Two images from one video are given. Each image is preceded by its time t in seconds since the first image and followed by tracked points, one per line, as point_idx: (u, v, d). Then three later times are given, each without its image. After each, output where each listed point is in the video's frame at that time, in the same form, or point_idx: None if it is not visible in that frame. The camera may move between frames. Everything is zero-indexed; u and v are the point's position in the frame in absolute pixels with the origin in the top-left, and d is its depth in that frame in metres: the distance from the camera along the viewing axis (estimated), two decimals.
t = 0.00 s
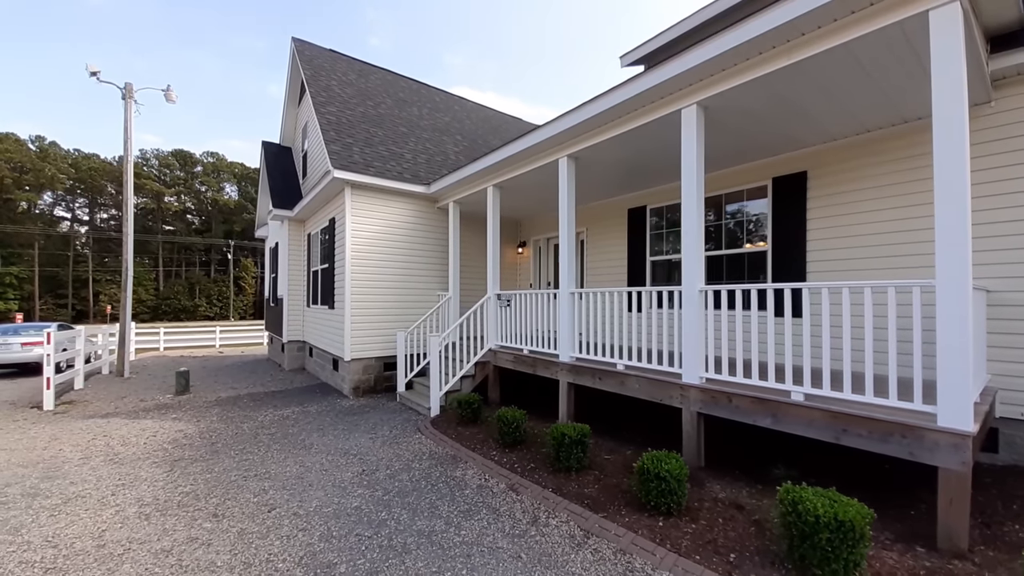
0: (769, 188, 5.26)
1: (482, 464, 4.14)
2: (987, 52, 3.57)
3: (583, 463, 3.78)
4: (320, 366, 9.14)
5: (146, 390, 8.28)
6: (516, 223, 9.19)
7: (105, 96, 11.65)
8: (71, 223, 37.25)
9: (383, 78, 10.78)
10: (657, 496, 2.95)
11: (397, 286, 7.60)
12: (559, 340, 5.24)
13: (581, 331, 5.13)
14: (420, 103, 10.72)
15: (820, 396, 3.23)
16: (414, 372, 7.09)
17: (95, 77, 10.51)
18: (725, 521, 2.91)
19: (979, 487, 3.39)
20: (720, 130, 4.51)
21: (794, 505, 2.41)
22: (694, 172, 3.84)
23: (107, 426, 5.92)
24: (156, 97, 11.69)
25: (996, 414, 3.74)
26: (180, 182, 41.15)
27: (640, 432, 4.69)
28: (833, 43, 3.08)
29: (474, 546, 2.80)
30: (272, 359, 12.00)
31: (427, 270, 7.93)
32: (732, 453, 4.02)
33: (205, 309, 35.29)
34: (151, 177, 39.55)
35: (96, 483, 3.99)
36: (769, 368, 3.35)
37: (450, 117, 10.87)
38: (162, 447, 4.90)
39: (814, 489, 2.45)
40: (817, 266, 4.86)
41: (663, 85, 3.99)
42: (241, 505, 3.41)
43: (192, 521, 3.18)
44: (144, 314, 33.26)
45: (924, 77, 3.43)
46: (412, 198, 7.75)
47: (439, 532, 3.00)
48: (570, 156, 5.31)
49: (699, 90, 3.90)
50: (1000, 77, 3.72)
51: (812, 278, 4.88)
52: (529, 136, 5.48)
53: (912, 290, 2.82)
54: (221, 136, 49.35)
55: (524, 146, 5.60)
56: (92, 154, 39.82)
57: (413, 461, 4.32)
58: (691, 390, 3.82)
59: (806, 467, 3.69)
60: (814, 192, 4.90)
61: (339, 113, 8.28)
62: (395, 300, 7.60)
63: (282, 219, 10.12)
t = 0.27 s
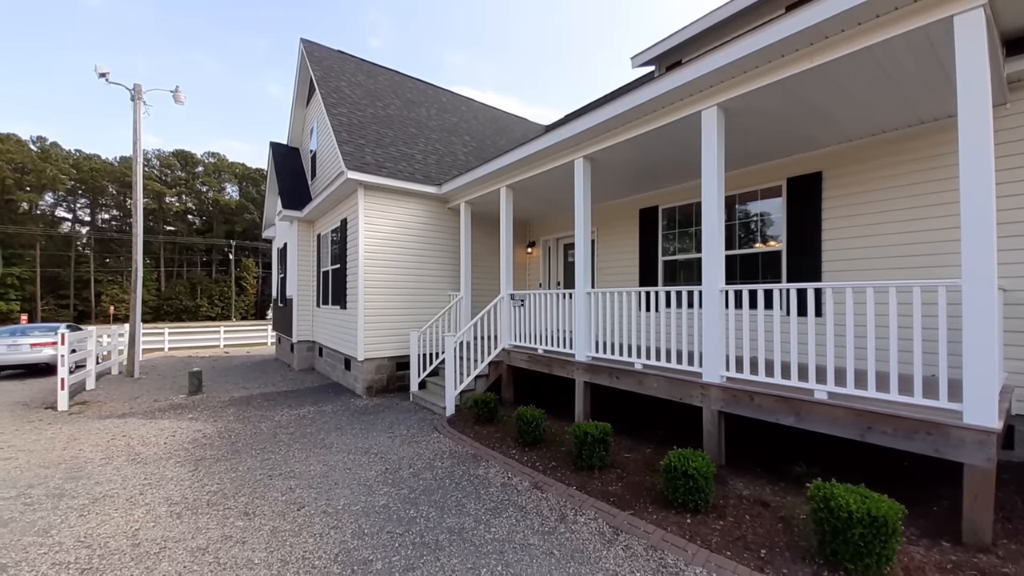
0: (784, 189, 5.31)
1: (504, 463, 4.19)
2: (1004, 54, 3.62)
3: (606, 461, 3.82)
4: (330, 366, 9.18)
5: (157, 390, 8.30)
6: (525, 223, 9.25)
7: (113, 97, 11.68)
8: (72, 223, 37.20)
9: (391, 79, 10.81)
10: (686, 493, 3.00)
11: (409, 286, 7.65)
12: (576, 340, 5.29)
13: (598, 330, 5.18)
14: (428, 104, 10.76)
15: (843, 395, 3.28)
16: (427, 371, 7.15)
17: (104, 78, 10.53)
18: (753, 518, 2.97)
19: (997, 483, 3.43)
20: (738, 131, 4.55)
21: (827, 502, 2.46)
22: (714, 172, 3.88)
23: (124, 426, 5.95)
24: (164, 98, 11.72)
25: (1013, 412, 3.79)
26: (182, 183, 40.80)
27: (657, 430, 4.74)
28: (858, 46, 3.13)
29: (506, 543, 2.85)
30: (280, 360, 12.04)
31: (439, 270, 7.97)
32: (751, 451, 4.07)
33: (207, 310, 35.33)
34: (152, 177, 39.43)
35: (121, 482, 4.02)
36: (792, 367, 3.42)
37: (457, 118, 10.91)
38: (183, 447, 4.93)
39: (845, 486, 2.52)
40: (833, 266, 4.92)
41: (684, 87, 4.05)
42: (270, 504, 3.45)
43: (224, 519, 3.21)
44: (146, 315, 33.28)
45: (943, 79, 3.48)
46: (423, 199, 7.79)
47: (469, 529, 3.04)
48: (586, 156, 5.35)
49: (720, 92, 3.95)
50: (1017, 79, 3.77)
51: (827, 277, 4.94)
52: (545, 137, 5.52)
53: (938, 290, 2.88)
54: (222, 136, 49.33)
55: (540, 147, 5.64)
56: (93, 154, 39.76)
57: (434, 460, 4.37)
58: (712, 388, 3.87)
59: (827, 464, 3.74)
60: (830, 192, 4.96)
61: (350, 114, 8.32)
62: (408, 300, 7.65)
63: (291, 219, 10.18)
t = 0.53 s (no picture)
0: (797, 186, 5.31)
1: (520, 461, 4.17)
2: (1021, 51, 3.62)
3: (623, 459, 3.81)
4: (337, 365, 9.17)
5: (164, 390, 8.28)
6: (531, 222, 9.25)
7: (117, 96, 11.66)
8: (72, 223, 37.10)
9: (396, 77, 10.80)
10: (709, 490, 2.99)
11: (417, 285, 7.65)
12: (588, 337, 5.28)
13: (610, 328, 5.18)
14: (433, 102, 10.75)
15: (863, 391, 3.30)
16: (435, 370, 7.14)
17: (109, 77, 10.50)
18: (776, 515, 2.97)
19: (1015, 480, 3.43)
20: (752, 128, 4.55)
21: (856, 497, 2.47)
22: (730, 169, 3.88)
23: (134, 425, 5.93)
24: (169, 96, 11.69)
25: None
26: (181, 182, 40.84)
27: (670, 428, 4.74)
28: (878, 43, 3.12)
29: (529, 540, 2.84)
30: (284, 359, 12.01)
31: (446, 268, 7.97)
32: (767, 448, 4.06)
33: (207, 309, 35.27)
34: (152, 177, 39.30)
35: (136, 480, 4.00)
36: (812, 363, 3.42)
37: (463, 116, 10.90)
38: (195, 446, 4.92)
39: (871, 482, 2.54)
40: (846, 263, 4.91)
41: (700, 84, 4.04)
42: (288, 502, 3.44)
43: (243, 517, 3.20)
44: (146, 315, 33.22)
45: (962, 76, 3.48)
46: (431, 197, 7.79)
47: (490, 527, 3.03)
48: (598, 154, 5.33)
49: (735, 90, 3.94)
50: None
51: (840, 275, 4.93)
52: (556, 135, 5.51)
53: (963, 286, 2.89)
54: (222, 136, 49.23)
55: (551, 145, 5.63)
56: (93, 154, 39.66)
57: (449, 458, 4.36)
58: (729, 386, 3.86)
59: (844, 461, 3.74)
60: (843, 190, 4.95)
61: (357, 113, 8.32)
62: (416, 298, 7.65)
63: (297, 218, 10.18)
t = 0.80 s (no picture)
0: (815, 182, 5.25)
1: (538, 460, 4.11)
2: None
3: (644, 459, 3.75)
4: (344, 363, 9.10)
5: (169, 388, 8.20)
6: (539, 219, 9.17)
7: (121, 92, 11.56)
8: (72, 220, 36.94)
9: (402, 73, 10.71)
10: (741, 492, 2.92)
11: (426, 282, 7.59)
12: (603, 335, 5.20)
13: (625, 326, 5.10)
14: (439, 99, 10.66)
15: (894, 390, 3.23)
16: (445, 368, 7.08)
17: (113, 72, 10.39)
18: (807, 516, 2.92)
19: None
20: (774, 123, 4.47)
21: (898, 498, 2.41)
22: (753, 164, 3.80)
23: (142, 423, 5.86)
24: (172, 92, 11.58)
25: None
26: (182, 180, 40.77)
27: (688, 427, 4.67)
28: (913, 34, 3.05)
29: (556, 542, 2.78)
30: (289, 358, 11.93)
31: (455, 265, 7.90)
32: (790, 448, 4.00)
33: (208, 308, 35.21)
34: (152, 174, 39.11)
35: (149, 479, 3.93)
36: (841, 362, 3.34)
37: (469, 113, 10.81)
38: (206, 444, 4.85)
39: (909, 483, 2.49)
40: (866, 260, 4.84)
41: (722, 77, 3.96)
42: (306, 502, 3.37)
43: (261, 517, 3.13)
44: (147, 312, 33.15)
45: (994, 70, 3.41)
46: (440, 194, 7.72)
47: (515, 528, 2.97)
48: (613, 149, 5.25)
49: (759, 83, 3.87)
50: None
51: (860, 272, 4.87)
52: (571, 130, 5.43)
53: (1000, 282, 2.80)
54: (223, 134, 49.01)
55: (565, 140, 5.55)
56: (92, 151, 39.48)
57: (465, 457, 4.30)
58: (752, 385, 3.79)
59: (871, 461, 3.68)
60: (863, 186, 4.88)
61: (364, 108, 8.23)
62: (424, 295, 7.59)
63: (302, 215, 10.11)
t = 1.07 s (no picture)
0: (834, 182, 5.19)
1: (558, 465, 4.03)
2: None
3: (669, 464, 3.67)
4: (350, 365, 9.00)
5: (175, 390, 8.10)
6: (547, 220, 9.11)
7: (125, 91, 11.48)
8: (72, 221, 36.80)
9: (408, 73, 10.64)
10: (777, 499, 2.85)
11: (435, 283, 7.52)
12: (620, 337, 5.11)
13: (643, 328, 5.03)
14: (446, 98, 10.59)
15: (928, 394, 3.17)
16: (455, 370, 7.00)
17: (117, 70, 10.28)
18: (844, 524, 2.85)
19: None
20: (796, 121, 4.41)
21: (945, 506, 2.34)
22: (780, 163, 3.74)
23: (150, 426, 5.77)
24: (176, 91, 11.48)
25: None
26: (182, 180, 40.71)
27: (708, 430, 4.60)
28: (950, 30, 2.98)
29: (588, 550, 2.70)
30: (293, 359, 11.83)
31: (464, 266, 7.82)
32: (816, 453, 3.92)
33: (208, 309, 35.14)
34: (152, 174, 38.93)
35: (161, 485, 3.84)
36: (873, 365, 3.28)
37: (476, 113, 10.75)
38: (217, 448, 4.76)
39: (955, 490, 2.43)
40: (888, 261, 4.76)
41: (747, 75, 3.90)
42: (325, 508, 3.29)
43: (281, 525, 3.05)
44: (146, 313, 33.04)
45: None
46: (449, 194, 7.65)
47: (544, 536, 2.89)
48: (630, 149, 5.18)
49: (785, 81, 3.80)
50: None
51: (881, 273, 4.79)
52: (587, 128, 5.35)
53: None
54: (223, 134, 48.88)
55: (580, 139, 5.47)
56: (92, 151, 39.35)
57: (483, 461, 4.22)
58: (779, 388, 3.71)
59: (900, 466, 3.62)
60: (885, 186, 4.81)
61: (373, 108, 8.17)
62: (434, 297, 7.52)
63: (308, 215, 10.04)
